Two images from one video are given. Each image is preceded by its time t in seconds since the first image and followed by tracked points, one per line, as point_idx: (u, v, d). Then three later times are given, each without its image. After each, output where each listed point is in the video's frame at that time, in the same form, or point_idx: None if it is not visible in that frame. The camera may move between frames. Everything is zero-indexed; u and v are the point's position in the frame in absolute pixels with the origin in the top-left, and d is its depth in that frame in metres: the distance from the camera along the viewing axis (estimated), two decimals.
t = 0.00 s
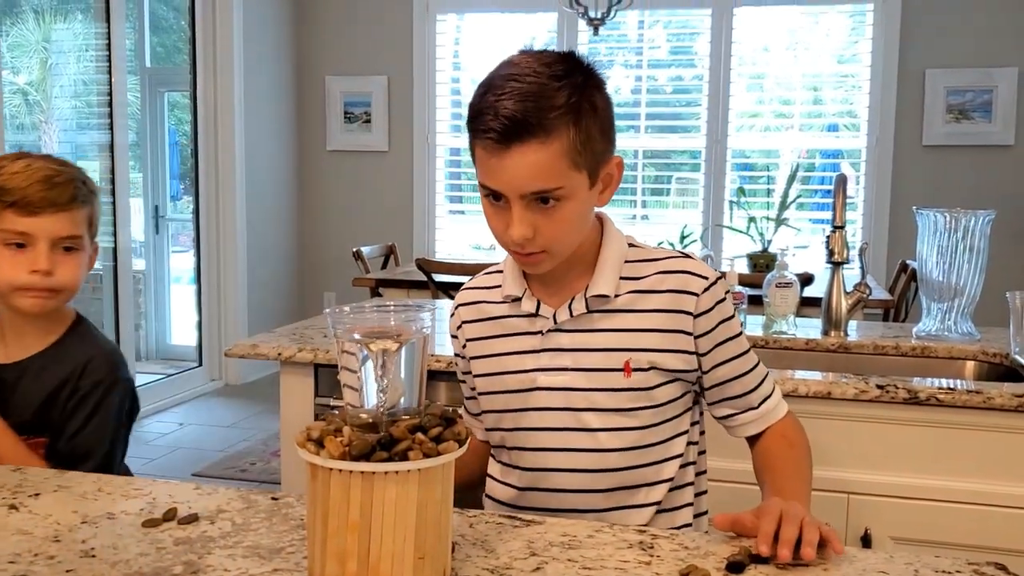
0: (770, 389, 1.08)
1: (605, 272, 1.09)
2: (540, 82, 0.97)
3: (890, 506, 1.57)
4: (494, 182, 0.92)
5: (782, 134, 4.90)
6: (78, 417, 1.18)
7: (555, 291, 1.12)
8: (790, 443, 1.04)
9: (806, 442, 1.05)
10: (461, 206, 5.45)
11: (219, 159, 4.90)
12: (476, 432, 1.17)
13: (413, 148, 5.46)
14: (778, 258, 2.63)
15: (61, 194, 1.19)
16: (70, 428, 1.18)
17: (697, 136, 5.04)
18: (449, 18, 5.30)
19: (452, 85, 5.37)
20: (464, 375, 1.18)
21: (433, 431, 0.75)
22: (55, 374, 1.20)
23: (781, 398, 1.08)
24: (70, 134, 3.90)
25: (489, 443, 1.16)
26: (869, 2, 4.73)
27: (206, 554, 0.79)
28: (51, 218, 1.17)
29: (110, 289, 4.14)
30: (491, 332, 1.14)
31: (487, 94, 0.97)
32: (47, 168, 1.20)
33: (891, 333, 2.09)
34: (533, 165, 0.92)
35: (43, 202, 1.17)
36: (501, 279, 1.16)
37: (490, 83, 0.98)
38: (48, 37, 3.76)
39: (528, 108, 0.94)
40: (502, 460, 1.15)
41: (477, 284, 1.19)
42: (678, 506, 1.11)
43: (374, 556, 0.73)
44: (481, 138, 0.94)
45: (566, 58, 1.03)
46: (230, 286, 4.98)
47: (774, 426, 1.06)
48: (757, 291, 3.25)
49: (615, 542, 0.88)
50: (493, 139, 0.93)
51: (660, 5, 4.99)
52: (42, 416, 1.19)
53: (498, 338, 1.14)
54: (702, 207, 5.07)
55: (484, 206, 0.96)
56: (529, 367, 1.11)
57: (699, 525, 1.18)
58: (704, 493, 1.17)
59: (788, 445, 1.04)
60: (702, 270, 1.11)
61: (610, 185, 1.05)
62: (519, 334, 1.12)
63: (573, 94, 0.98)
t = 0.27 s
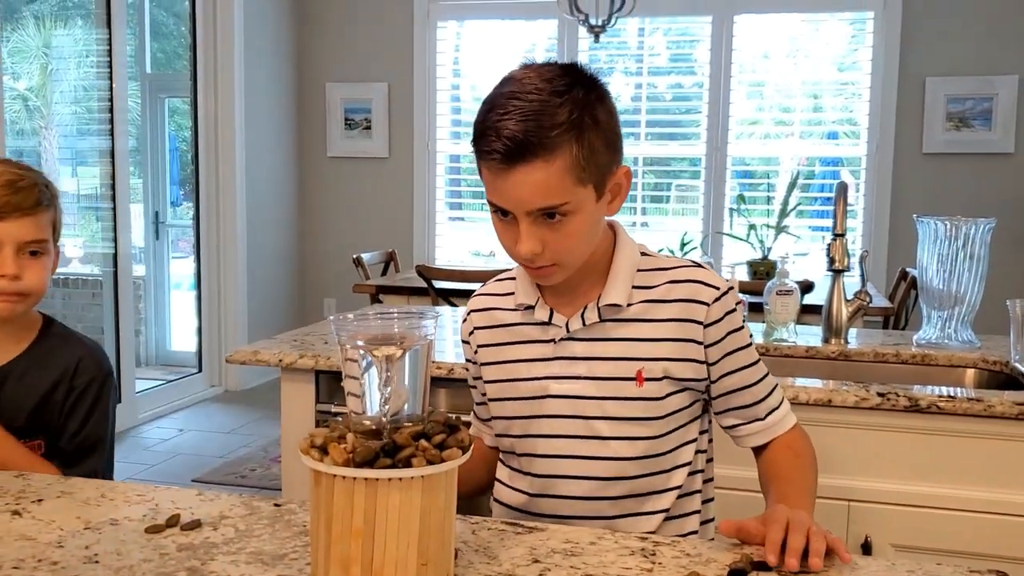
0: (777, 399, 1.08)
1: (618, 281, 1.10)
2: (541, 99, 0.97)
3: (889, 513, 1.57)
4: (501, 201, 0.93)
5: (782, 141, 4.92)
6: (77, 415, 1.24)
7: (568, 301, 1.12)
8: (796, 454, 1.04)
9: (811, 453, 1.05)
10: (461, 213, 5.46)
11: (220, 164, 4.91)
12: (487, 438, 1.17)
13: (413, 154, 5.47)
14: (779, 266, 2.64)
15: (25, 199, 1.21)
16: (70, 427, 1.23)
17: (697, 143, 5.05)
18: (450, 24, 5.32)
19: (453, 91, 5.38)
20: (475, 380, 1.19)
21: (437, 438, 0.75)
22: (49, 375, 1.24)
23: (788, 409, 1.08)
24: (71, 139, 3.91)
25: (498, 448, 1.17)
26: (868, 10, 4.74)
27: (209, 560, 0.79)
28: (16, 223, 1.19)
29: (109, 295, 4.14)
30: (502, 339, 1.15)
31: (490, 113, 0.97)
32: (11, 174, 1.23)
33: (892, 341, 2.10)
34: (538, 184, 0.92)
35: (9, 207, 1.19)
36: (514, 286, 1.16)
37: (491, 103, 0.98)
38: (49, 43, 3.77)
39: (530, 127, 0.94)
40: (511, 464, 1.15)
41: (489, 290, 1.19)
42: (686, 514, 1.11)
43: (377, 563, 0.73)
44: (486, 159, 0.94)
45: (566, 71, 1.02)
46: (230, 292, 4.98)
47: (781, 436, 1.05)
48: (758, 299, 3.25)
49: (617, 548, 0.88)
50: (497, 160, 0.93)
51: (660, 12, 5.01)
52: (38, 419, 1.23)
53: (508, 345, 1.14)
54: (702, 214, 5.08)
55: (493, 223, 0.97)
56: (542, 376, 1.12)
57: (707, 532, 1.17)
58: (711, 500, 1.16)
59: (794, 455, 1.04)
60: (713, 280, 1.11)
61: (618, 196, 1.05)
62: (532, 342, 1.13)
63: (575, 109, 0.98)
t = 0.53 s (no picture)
0: (778, 399, 1.07)
1: (619, 285, 1.09)
2: (536, 111, 0.96)
3: (885, 516, 1.57)
4: (498, 216, 0.94)
5: (779, 145, 4.92)
6: (81, 424, 1.27)
7: (569, 305, 1.11)
8: (796, 455, 1.04)
9: (811, 454, 1.05)
10: (457, 216, 5.45)
11: (216, 167, 4.90)
12: (489, 439, 1.17)
13: (410, 157, 5.47)
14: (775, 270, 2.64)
15: (20, 199, 1.20)
16: (72, 437, 1.25)
17: (694, 147, 5.05)
18: (447, 28, 5.32)
19: (449, 95, 5.38)
20: (475, 382, 1.18)
21: (434, 441, 0.74)
22: (52, 383, 1.26)
23: (790, 409, 1.07)
24: (66, 142, 3.90)
25: (500, 449, 1.17)
26: (864, 14, 4.75)
27: (204, 564, 0.78)
28: (11, 223, 1.18)
29: (104, 298, 4.13)
30: (503, 342, 1.15)
31: (485, 126, 0.96)
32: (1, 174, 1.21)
33: (888, 344, 2.10)
34: (535, 199, 0.92)
35: (4, 207, 1.18)
36: (515, 290, 1.16)
37: (486, 115, 0.97)
38: (43, 45, 3.77)
39: (525, 143, 0.93)
40: (512, 466, 1.15)
41: (489, 293, 1.19)
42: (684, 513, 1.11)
43: (374, 566, 0.72)
44: (482, 174, 0.94)
45: (561, 79, 1.01)
46: (225, 296, 4.97)
47: (780, 437, 1.05)
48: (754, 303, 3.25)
49: (615, 551, 0.88)
50: (493, 176, 0.93)
51: (657, 16, 5.02)
52: (40, 429, 1.24)
53: (508, 348, 1.14)
54: (699, 218, 5.09)
55: (492, 233, 0.97)
56: (544, 379, 1.11)
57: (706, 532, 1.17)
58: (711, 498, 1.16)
59: (794, 456, 1.03)
60: (711, 280, 1.11)
61: (616, 203, 1.05)
62: (533, 345, 1.13)
63: (570, 120, 0.97)
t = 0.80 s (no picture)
0: (772, 398, 1.07)
1: (613, 283, 1.09)
2: (529, 110, 0.96)
3: (882, 516, 1.57)
4: (493, 215, 0.94)
5: (776, 145, 4.92)
6: (80, 439, 1.26)
7: (565, 304, 1.11)
8: (790, 454, 1.03)
9: (805, 453, 1.04)
10: (455, 217, 5.44)
11: (213, 168, 4.90)
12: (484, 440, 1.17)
13: (407, 158, 5.46)
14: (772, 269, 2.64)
15: (20, 206, 1.19)
16: (69, 453, 1.25)
17: (691, 148, 5.06)
18: (444, 28, 5.32)
19: (446, 95, 5.37)
20: (471, 384, 1.18)
21: (429, 440, 0.74)
22: (53, 397, 1.25)
23: (783, 408, 1.07)
24: (63, 143, 3.90)
25: (496, 449, 1.17)
26: (861, 15, 4.76)
27: (198, 564, 0.78)
28: (11, 231, 1.18)
29: (101, 300, 4.13)
30: (499, 342, 1.14)
31: (479, 125, 0.96)
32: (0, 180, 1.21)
33: (885, 344, 2.10)
34: (529, 198, 0.92)
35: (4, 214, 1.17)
36: (510, 289, 1.16)
37: (480, 114, 0.97)
38: (40, 45, 3.76)
39: (518, 141, 0.93)
40: (508, 465, 1.15)
41: (485, 293, 1.19)
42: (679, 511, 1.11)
43: (368, 565, 0.72)
44: (477, 173, 0.94)
45: (555, 77, 1.01)
46: (223, 296, 4.97)
47: (774, 437, 1.05)
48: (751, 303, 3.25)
49: (610, 550, 0.88)
50: (487, 176, 0.93)
51: (653, 17, 5.02)
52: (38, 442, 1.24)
53: (505, 348, 1.14)
54: (696, 218, 5.09)
55: (487, 233, 0.97)
56: (540, 378, 1.11)
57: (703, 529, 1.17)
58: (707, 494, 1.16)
59: (788, 455, 1.03)
60: (704, 278, 1.11)
61: (610, 202, 1.05)
62: (530, 345, 1.12)
63: (564, 119, 0.97)
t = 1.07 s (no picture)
0: (770, 391, 1.06)
1: (606, 278, 1.09)
2: (528, 100, 0.97)
3: (876, 512, 1.57)
4: (491, 203, 0.93)
5: (771, 143, 4.93)
6: (71, 447, 1.19)
7: (558, 297, 1.11)
8: (789, 446, 1.03)
9: (804, 443, 1.04)
10: (450, 215, 5.44)
11: (207, 166, 4.89)
12: (480, 435, 1.17)
13: (402, 155, 5.46)
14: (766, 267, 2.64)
15: (31, 222, 1.15)
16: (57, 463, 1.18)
17: (686, 146, 5.06)
18: (439, 25, 5.31)
19: (441, 93, 5.37)
20: (469, 378, 1.18)
21: (422, 437, 0.74)
22: (44, 404, 1.19)
23: (781, 399, 1.07)
24: (57, 140, 3.89)
25: (492, 445, 1.16)
26: (856, 12, 4.76)
27: (190, 561, 0.78)
28: (17, 245, 1.14)
29: (96, 298, 4.12)
30: (495, 337, 1.14)
31: (479, 115, 0.96)
32: (19, 190, 1.17)
33: (879, 341, 2.10)
34: (527, 186, 0.92)
35: (12, 227, 1.13)
36: (507, 284, 1.16)
37: (479, 104, 0.98)
38: (35, 43, 3.75)
39: (517, 130, 0.94)
40: (503, 460, 1.15)
41: (482, 288, 1.19)
42: (673, 508, 1.10)
43: (361, 562, 0.72)
44: (475, 162, 0.94)
45: (553, 71, 1.02)
46: (217, 294, 4.96)
47: (773, 427, 1.04)
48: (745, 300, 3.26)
49: (604, 547, 0.88)
50: (486, 163, 0.93)
51: (649, 14, 5.02)
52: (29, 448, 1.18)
53: (500, 342, 1.14)
54: (691, 216, 5.09)
55: (484, 224, 0.97)
56: (535, 371, 1.11)
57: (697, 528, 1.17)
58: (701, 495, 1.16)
59: (787, 447, 1.03)
60: (701, 273, 1.11)
61: (606, 195, 1.05)
62: (523, 339, 1.12)
63: (562, 110, 0.98)
